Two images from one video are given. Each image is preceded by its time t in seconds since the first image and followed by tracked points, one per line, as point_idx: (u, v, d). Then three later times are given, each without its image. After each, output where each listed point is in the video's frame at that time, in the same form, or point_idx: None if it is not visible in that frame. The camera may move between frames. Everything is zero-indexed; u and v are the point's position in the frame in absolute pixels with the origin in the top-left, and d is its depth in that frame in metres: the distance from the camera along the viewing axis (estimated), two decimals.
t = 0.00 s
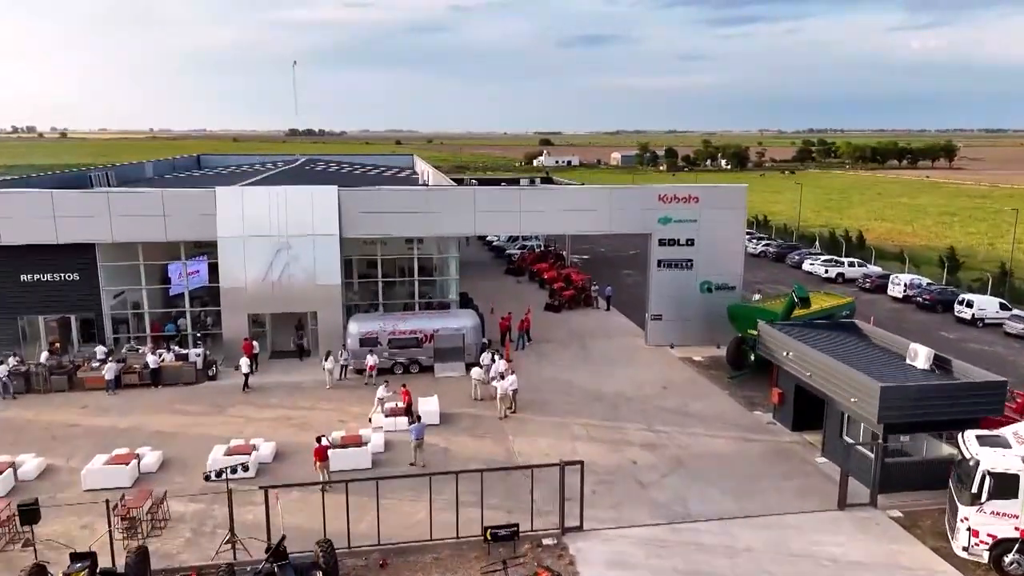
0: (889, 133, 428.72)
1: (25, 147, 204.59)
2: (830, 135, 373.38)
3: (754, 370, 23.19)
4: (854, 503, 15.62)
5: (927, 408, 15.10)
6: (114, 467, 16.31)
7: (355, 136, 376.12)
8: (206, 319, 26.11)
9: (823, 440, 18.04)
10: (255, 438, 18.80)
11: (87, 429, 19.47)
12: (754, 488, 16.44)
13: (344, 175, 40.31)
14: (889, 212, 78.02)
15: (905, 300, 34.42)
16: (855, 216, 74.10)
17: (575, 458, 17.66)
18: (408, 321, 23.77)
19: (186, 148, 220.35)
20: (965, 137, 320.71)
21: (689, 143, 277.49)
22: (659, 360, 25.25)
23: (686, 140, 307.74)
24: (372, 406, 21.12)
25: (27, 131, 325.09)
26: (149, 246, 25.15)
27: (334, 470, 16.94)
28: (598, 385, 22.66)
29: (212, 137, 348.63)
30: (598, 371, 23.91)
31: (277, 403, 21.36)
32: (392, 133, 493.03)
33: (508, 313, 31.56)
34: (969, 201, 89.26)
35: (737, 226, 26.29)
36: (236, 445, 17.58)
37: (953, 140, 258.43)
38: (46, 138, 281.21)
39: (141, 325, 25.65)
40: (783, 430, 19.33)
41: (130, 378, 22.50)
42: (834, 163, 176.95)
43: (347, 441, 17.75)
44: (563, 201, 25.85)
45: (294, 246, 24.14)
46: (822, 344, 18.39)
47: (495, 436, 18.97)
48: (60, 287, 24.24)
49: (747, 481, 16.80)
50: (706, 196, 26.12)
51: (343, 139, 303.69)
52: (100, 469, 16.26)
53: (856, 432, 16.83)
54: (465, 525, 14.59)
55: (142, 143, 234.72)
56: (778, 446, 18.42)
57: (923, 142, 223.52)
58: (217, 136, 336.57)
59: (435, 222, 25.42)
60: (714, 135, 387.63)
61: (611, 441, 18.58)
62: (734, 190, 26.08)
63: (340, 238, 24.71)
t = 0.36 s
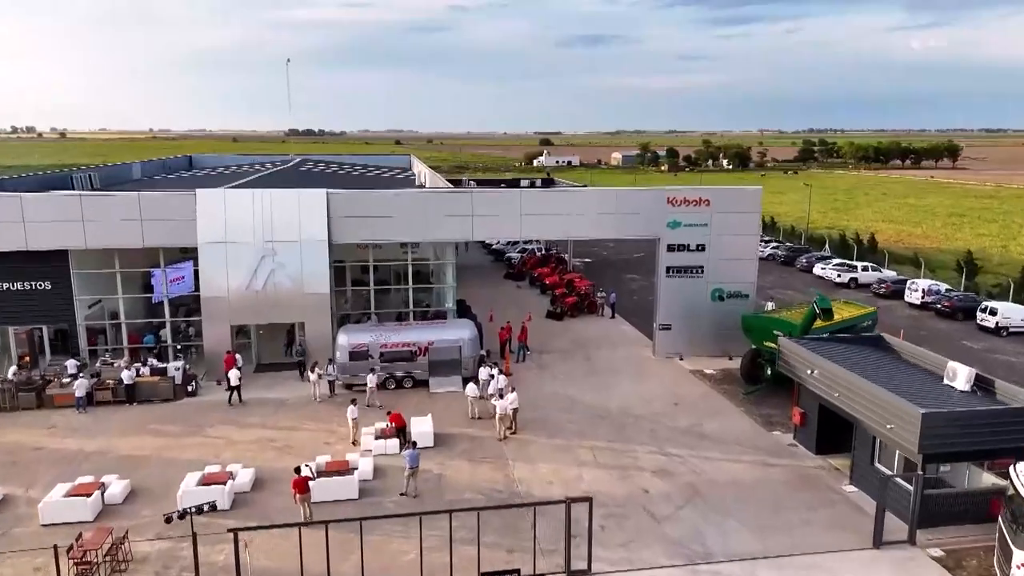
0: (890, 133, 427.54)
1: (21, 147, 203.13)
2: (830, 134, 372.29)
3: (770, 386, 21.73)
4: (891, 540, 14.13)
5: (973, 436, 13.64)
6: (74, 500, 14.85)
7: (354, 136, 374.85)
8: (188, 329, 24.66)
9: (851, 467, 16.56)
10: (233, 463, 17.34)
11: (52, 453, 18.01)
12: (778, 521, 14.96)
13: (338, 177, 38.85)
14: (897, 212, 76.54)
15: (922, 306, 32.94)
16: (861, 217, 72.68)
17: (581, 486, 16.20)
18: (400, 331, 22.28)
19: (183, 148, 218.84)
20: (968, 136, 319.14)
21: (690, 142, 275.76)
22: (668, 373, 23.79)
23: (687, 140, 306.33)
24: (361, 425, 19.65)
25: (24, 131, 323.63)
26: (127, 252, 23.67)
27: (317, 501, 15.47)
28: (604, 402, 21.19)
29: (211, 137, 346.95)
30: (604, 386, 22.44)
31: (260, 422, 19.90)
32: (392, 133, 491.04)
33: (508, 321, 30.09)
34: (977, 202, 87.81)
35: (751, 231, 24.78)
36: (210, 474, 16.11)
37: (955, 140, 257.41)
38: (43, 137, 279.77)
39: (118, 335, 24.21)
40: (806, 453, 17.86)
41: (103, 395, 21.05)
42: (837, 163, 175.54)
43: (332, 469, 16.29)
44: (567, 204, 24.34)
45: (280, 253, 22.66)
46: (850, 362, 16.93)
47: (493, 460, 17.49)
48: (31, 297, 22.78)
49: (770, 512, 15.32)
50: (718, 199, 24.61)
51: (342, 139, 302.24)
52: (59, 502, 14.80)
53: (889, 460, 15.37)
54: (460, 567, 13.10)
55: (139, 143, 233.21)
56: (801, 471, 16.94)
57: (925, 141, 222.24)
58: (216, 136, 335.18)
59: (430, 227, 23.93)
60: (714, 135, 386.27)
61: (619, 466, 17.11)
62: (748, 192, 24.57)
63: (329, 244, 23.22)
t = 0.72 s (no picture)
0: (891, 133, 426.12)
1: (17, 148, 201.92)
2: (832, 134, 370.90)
3: (789, 402, 20.35)
4: None
5: None
6: (31, 535, 13.50)
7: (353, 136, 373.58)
8: (169, 340, 23.30)
9: (883, 495, 15.18)
10: (210, 490, 15.98)
11: (16, 478, 16.64)
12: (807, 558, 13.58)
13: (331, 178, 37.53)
14: (904, 214, 75.18)
15: (941, 313, 31.57)
16: (868, 219, 71.29)
17: (588, 516, 14.84)
18: (393, 343, 20.91)
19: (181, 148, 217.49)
20: (970, 136, 317.61)
21: (692, 143, 274.40)
22: (679, 386, 22.42)
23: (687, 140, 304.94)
24: (351, 446, 18.28)
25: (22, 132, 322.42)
26: (104, 259, 22.32)
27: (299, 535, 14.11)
28: (611, 419, 19.83)
29: (210, 137, 345.59)
30: (610, 401, 21.07)
31: (242, 442, 18.53)
32: (392, 133, 489.95)
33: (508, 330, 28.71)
34: (985, 202, 86.43)
35: (766, 236, 23.41)
36: (184, 504, 14.76)
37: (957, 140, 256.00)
38: (41, 138, 278.51)
39: (95, 347, 22.85)
40: (831, 479, 16.50)
41: (75, 412, 19.68)
42: (840, 163, 174.17)
43: (317, 499, 14.95)
44: (570, 207, 22.97)
45: (265, 259, 21.30)
46: (880, 379, 15.53)
47: (493, 486, 16.13)
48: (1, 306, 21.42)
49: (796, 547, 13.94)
50: (730, 202, 23.24)
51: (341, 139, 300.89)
52: (14, 537, 13.44)
53: (927, 490, 13.96)
54: None
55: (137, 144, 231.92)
56: (828, 500, 15.57)
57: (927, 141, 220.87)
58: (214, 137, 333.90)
59: (425, 232, 22.56)
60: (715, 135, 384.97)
61: (629, 493, 15.75)
62: (763, 194, 23.19)
63: (318, 250, 21.86)
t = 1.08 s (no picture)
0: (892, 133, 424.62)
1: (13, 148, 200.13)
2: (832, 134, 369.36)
3: (812, 420, 18.79)
4: None
5: None
6: None
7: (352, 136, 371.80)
8: (144, 352, 21.68)
9: (927, 531, 13.61)
10: (178, 523, 14.39)
11: None
12: None
13: (323, 178, 35.91)
14: (912, 214, 73.61)
15: (963, 320, 30.00)
16: (875, 220, 69.69)
17: (598, 555, 13.26)
18: (383, 355, 19.35)
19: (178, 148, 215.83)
20: (972, 136, 316.13)
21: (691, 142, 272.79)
22: (692, 402, 20.85)
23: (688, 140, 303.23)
24: (336, 470, 16.70)
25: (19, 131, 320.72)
26: (72, 265, 20.72)
27: None
28: (620, 439, 18.25)
29: (207, 138, 343.80)
30: (619, 419, 19.48)
31: (217, 466, 16.94)
32: (391, 133, 488.13)
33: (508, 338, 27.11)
34: (993, 203, 84.85)
35: (784, 240, 21.80)
36: (145, 543, 13.19)
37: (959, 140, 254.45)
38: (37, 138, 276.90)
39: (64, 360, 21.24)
40: (865, 510, 14.94)
41: (37, 433, 18.08)
42: (842, 164, 172.63)
43: (295, 536, 13.39)
44: (575, 209, 21.40)
45: (245, 265, 19.72)
46: (922, 401, 13.94)
47: (491, 518, 14.55)
48: None
49: None
50: (746, 203, 21.64)
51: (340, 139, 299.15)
52: None
53: (981, 528, 12.39)
54: None
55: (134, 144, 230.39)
56: (864, 535, 14.00)
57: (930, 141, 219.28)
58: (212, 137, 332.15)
59: (418, 236, 20.96)
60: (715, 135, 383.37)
61: (642, 527, 14.18)
62: (781, 195, 21.59)
63: (303, 255, 20.27)
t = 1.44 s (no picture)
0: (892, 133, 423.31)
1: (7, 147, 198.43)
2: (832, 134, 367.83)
3: (838, 431, 17.26)
4: None
5: None
6: None
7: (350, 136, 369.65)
8: (114, 356, 20.08)
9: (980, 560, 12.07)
10: (137, 550, 12.81)
11: None
12: None
13: (313, 173, 34.29)
14: (919, 213, 72.08)
15: (987, 321, 28.45)
16: (882, 218, 68.14)
17: None
18: (372, 360, 17.79)
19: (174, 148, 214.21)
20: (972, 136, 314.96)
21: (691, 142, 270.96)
22: (705, 410, 19.27)
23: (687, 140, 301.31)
24: (317, 488, 15.12)
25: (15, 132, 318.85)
26: (34, 263, 19.11)
27: None
28: (630, 452, 16.68)
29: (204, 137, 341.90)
30: (628, 429, 17.91)
31: (186, 483, 15.37)
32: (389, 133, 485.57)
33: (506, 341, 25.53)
34: (1001, 201, 83.37)
35: (805, 235, 20.20)
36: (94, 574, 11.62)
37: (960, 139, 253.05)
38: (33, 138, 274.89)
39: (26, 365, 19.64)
40: (906, 533, 13.40)
41: None
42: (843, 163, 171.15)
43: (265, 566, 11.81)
44: (578, 201, 19.81)
45: (221, 262, 18.12)
46: (974, 412, 12.37)
47: (488, 544, 12.98)
48: None
49: None
50: (764, 195, 20.03)
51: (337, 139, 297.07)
52: None
53: None
54: None
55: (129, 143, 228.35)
56: (907, 564, 12.45)
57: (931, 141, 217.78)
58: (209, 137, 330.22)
59: (409, 230, 19.37)
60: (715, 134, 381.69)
61: (658, 555, 12.62)
62: (802, 186, 19.98)
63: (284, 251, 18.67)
